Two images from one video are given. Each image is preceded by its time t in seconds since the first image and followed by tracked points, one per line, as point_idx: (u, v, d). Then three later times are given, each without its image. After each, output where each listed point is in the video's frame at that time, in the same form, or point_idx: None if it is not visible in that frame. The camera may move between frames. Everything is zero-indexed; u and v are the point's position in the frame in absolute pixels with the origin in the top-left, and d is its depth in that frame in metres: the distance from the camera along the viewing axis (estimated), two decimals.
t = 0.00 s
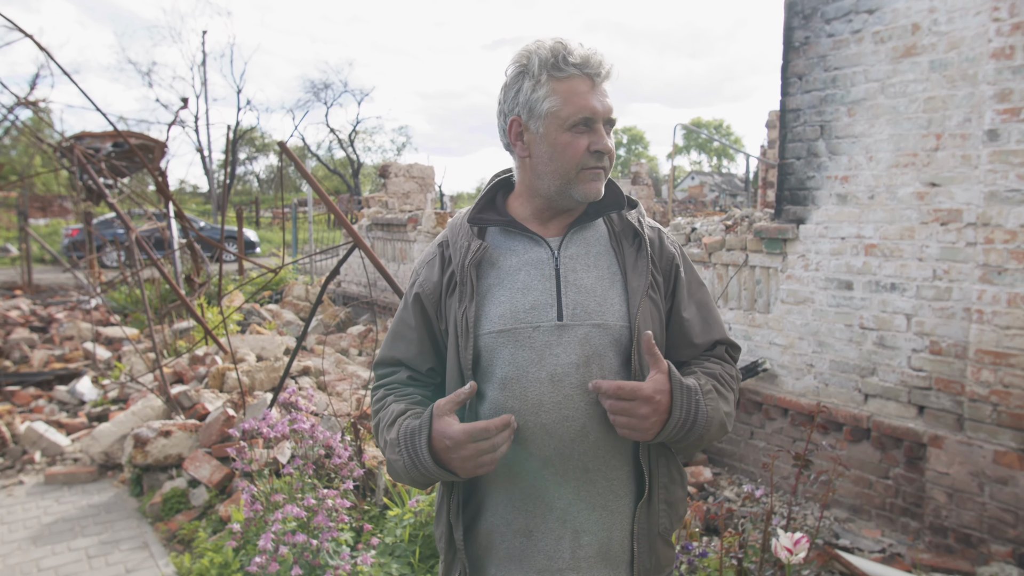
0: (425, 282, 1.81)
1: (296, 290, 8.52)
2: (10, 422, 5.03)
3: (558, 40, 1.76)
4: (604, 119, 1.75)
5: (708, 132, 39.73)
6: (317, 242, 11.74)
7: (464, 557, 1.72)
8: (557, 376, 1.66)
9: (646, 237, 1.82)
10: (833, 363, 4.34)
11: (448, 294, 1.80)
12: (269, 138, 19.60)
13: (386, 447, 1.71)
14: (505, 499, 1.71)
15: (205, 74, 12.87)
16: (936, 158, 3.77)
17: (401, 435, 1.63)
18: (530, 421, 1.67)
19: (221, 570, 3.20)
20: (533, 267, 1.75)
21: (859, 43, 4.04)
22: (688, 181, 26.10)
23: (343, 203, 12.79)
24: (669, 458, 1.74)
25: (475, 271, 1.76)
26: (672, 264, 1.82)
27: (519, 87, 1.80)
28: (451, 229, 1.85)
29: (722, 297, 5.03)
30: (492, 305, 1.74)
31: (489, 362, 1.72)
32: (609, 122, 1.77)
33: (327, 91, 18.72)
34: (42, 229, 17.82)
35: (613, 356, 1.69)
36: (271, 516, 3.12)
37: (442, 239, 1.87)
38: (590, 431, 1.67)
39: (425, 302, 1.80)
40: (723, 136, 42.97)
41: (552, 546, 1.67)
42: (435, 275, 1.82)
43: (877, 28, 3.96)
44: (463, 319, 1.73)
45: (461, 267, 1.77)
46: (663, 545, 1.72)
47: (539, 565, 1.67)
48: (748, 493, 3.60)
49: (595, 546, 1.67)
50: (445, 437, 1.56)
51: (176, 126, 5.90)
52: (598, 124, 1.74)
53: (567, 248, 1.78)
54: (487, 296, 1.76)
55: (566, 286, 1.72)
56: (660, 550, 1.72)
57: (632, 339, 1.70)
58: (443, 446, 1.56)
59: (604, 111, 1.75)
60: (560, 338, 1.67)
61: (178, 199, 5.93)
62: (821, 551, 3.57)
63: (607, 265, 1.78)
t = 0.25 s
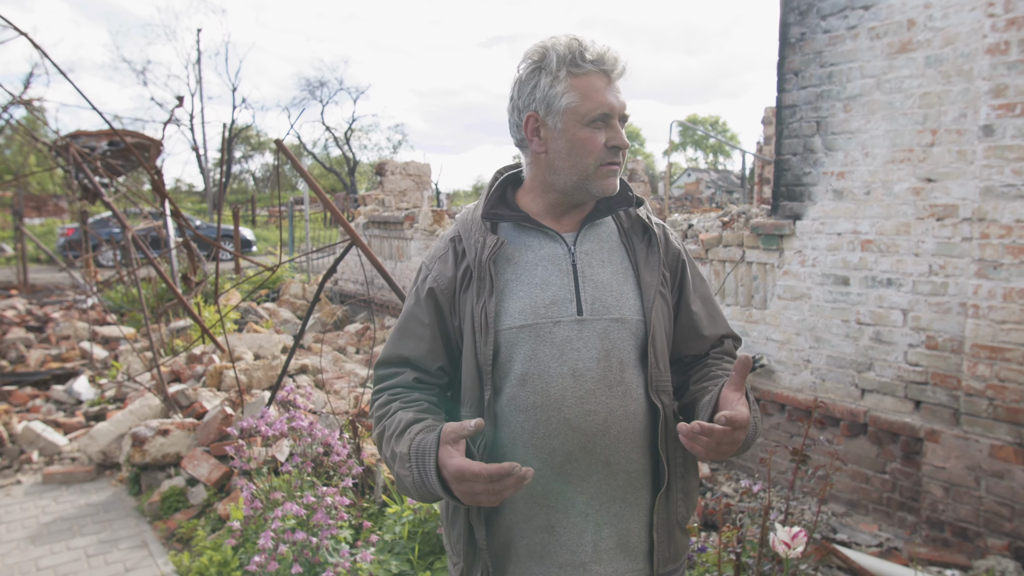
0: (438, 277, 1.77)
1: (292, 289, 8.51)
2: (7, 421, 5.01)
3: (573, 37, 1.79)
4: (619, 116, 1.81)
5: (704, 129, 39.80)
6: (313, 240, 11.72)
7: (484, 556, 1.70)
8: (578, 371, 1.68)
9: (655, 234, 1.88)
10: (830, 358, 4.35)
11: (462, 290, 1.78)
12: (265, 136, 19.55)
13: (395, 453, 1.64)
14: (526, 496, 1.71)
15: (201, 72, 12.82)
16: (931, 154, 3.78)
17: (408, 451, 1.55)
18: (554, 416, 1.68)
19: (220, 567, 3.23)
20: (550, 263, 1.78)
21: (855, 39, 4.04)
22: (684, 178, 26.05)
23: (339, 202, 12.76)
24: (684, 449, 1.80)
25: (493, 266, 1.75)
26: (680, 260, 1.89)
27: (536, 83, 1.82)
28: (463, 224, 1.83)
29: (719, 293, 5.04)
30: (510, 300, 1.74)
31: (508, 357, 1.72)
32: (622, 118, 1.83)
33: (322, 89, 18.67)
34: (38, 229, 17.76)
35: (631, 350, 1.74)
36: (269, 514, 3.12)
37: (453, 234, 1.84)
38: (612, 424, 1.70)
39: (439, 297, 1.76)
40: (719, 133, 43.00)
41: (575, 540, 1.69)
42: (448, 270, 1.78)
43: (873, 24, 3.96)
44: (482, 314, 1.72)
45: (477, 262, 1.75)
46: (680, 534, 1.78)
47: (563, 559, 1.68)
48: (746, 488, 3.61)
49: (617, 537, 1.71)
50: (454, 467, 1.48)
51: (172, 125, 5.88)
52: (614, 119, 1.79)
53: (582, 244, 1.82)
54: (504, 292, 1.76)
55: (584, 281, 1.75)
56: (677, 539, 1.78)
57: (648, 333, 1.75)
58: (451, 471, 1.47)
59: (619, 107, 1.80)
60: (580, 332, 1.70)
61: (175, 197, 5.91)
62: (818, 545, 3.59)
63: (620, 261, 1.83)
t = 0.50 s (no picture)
0: (448, 278, 1.73)
1: (292, 289, 8.51)
2: (7, 422, 5.01)
3: (584, 37, 1.79)
4: (629, 117, 1.82)
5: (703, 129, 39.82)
6: (312, 240, 11.72)
7: (501, 556, 1.69)
8: (592, 370, 1.71)
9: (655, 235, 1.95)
10: (829, 357, 4.36)
11: (471, 291, 1.75)
12: (263, 137, 19.54)
13: (412, 462, 1.61)
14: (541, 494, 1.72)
15: (200, 73, 12.81)
16: (930, 152, 3.79)
17: (430, 456, 1.54)
18: (570, 415, 1.70)
19: (221, 567, 3.23)
20: (560, 263, 1.79)
21: (854, 38, 4.05)
22: (683, 177, 26.05)
23: (338, 202, 12.75)
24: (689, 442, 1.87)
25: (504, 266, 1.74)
26: (679, 259, 1.96)
27: (547, 83, 1.81)
28: (470, 223, 1.79)
29: (718, 291, 5.04)
30: (523, 301, 1.74)
31: (521, 358, 1.72)
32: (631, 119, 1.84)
33: (321, 89, 18.66)
34: (36, 229, 17.75)
35: (640, 348, 1.78)
36: (270, 514, 3.13)
37: (459, 233, 1.80)
38: (625, 421, 1.75)
39: (448, 299, 1.72)
40: (717, 133, 43.02)
41: (591, 536, 1.72)
42: (456, 271, 1.74)
43: (871, 22, 3.97)
44: (495, 315, 1.70)
45: (488, 262, 1.73)
46: (686, 524, 1.86)
47: (578, 556, 1.71)
48: (746, 486, 3.62)
49: (629, 530, 1.76)
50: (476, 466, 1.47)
51: (172, 125, 5.88)
52: (625, 120, 1.80)
53: (590, 244, 1.84)
54: (516, 293, 1.76)
55: (594, 282, 1.78)
56: (685, 529, 1.85)
57: (656, 331, 1.81)
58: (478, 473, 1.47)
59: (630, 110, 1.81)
60: (594, 332, 1.73)
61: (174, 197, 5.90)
62: (818, 543, 3.59)
63: (625, 261, 1.88)
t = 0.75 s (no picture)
0: (447, 281, 1.72)
1: (293, 289, 8.51)
2: (8, 422, 5.02)
3: (561, 34, 1.78)
4: (607, 115, 1.78)
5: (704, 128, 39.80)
6: (313, 241, 11.71)
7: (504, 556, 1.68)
8: (593, 369, 1.71)
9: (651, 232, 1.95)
10: (830, 357, 4.35)
11: (470, 293, 1.74)
12: (265, 137, 19.54)
13: (412, 458, 1.59)
14: (542, 494, 1.72)
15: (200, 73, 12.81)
16: (930, 152, 3.78)
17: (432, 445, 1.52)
18: (571, 415, 1.70)
19: (221, 567, 3.23)
20: (558, 263, 1.79)
21: (854, 37, 4.05)
22: (683, 177, 26.04)
23: (339, 202, 12.76)
24: (688, 439, 1.88)
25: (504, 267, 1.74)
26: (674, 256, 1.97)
27: (526, 83, 1.82)
28: (468, 224, 1.78)
29: (719, 291, 5.04)
30: (522, 302, 1.74)
31: (522, 358, 1.71)
32: (612, 116, 1.80)
33: (322, 89, 18.67)
34: (37, 230, 17.77)
35: (639, 346, 1.79)
36: (270, 514, 3.13)
37: (456, 235, 1.79)
38: (625, 419, 1.75)
39: (448, 301, 1.71)
40: (719, 133, 43.00)
41: (593, 533, 1.72)
42: (456, 272, 1.73)
43: (872, 22, 3.97)
44: (495, 316, 1.70)
45: (487, 264, 1.72)
46: (685, 519, 1.87)
47: (580, 554, 1.71)
48: (747, 486, 3.62)
49: (630, 527, 1.77)
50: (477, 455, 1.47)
51: (172, 126, 5.89)
52: (601, 117, 1.78)
53: (588, 244, 1.85)
54: (515, 293, 1.75)
55: (593, 281, 1.78)
56: (684, 524, 1.87)
57: (655, 329, 1.81)
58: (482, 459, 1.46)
59: (607, 106, 1.77)
60: (594, 332, 1.73)
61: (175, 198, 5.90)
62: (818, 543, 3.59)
63: (623, 259, 1.88)
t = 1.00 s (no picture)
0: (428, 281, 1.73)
1: (296, 291, 8.52)
2: (11, 422, 5.03)
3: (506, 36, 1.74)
4: (550, 114, 1.73)
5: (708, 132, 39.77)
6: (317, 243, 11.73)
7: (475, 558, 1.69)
8: (570, 374, 1.67)
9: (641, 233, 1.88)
10: (833, 361, 4.34)
11: (450, 294, 1.75)
12: (269, 139, 19.59)
13: (386, 461, 1.63)
14: (517, 497, 1.69)
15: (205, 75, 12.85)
16: (934, 156, 3.77)
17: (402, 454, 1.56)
18: (546, 419, 1.66)
19: (222, 569, 3.23)
20: (539, 265, 1.75)
21: (857, 41, 4.04)
22: (688, 180, 26.01)
23: (343, 204, 12.77)
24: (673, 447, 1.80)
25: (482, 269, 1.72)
26: (667, 259, 1.89)
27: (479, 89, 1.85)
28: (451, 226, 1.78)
29: (722, 295, 5.02)
30: (500, 304, 1.71)
31: (499, 361, 1.69)
32: (559, 114, 1.74)
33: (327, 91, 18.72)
34: (43, 230, 17.85)
35: (621, 351, 1.73)
36: (270, 516, 3.14)
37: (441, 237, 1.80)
38: (603, 425, 1.70)
39: (428, 302, 1.73)
40: (723, 136, 42.96)
41: (567, 539, 1.69)
42: (437, 274, 1.75)
43: (875, 26, 3.96)
44: (472, 319, 1.69)
45: (467, 266, 1.72)
46: (669, 529, 1.81)
47: (553, 559, 1.68)
48: (748, 491, 3.60)
49: (607, 535, 1.72)
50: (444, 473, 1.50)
51: (176, 127, 5.90)
52: (542, 117, 1.72)
53: (571, 245, 1.80)
54: (494, 295, 1.73)
55: (574, 284, 1.73)
56: (666, 534, 1.80)
57: (638, 334, 1.75)
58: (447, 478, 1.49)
59: (549, 105, 1.72)
60: (572, 335, 1.68)
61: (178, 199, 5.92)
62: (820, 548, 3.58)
63: (608, 262, 1.82)
